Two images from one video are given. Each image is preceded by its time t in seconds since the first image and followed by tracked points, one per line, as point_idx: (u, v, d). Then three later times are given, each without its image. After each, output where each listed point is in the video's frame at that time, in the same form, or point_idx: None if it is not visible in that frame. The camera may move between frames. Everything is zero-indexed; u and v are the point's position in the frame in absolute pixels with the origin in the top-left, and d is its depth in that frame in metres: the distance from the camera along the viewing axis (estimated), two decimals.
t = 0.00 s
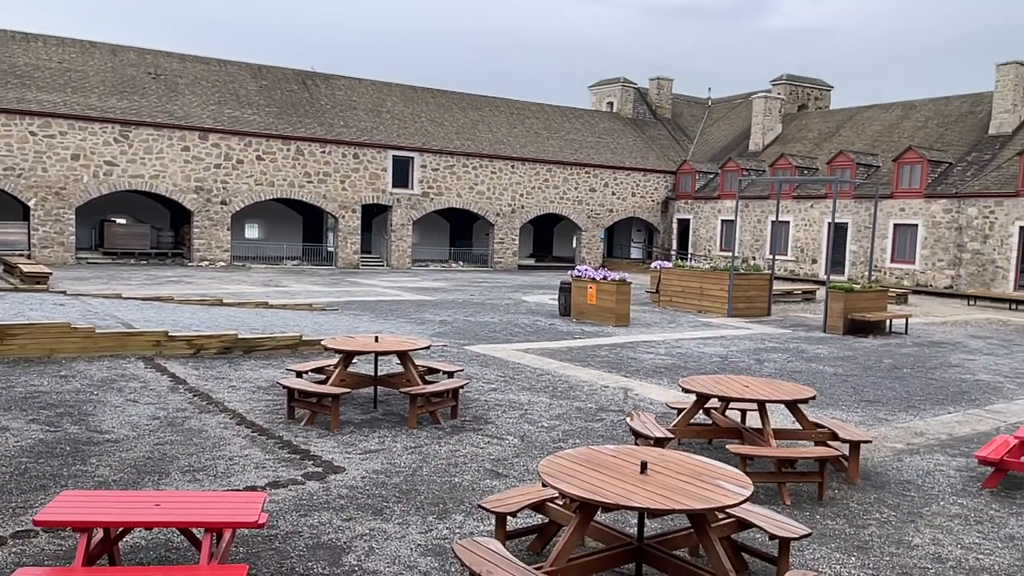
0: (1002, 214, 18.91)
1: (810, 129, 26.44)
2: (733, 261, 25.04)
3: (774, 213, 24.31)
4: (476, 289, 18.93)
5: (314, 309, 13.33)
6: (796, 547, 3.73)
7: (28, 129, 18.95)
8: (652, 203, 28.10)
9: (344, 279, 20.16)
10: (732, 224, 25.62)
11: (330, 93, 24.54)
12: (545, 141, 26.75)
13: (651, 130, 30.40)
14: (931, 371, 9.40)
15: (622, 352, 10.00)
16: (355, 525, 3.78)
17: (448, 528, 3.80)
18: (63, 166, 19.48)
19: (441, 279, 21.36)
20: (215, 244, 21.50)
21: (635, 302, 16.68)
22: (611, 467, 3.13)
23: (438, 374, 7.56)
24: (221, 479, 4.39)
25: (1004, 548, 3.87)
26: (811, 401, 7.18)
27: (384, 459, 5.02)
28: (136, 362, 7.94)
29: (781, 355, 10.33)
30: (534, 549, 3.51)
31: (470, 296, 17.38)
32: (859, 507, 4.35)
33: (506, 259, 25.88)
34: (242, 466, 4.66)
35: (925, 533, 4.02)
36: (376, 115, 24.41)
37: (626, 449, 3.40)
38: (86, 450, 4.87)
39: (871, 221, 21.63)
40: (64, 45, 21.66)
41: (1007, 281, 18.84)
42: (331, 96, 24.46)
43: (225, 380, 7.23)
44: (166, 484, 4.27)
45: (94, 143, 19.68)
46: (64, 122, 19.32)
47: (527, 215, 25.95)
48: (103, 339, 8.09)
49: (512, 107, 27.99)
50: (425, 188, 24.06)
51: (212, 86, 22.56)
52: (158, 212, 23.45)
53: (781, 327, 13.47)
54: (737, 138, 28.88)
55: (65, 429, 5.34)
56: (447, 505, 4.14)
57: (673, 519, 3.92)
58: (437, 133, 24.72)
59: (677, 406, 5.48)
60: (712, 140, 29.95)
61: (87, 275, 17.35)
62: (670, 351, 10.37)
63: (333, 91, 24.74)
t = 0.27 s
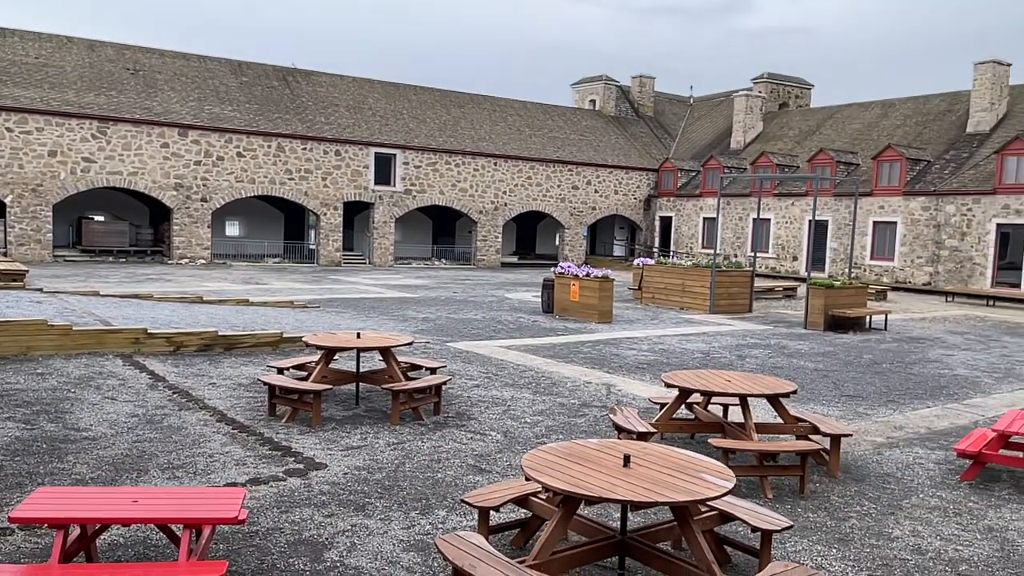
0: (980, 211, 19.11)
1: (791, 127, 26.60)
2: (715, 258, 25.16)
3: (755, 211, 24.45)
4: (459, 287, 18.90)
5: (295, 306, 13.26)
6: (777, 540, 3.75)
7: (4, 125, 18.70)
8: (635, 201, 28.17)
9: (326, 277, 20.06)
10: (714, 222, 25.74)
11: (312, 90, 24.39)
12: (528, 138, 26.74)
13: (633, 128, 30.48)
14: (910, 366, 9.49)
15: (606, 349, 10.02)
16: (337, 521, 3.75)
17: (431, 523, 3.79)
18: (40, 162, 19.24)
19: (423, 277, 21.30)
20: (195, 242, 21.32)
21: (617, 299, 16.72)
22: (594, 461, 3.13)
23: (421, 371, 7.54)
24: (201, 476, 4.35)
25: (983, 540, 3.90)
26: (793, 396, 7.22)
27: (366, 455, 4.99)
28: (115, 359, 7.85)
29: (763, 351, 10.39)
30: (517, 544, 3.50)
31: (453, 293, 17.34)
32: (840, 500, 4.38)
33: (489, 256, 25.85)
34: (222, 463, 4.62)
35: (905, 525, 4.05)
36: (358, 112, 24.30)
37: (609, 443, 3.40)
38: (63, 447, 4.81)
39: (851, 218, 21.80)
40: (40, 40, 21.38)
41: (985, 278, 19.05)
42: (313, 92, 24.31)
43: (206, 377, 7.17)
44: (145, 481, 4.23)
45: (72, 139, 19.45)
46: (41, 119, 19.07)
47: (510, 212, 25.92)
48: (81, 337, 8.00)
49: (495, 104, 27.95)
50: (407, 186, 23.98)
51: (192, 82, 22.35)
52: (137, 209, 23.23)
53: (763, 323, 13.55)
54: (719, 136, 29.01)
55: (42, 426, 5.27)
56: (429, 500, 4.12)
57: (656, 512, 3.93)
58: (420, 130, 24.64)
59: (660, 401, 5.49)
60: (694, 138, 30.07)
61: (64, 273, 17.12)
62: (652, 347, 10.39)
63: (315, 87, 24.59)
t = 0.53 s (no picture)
0: (965, 204, 19.23)
1: (779, 120, 26.67)
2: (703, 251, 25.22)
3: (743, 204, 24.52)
4: (447, 280, 18.88)
5: (282, 299, 13.20)
6: (765, 528, 3.77)
7: None
8: (623, 193, 28.18)
9: (314, 270, 20.00)
10: (702, 215, 25.80)
11: (299, 82, 24.25)
12: (516, 131, 26.69)
13: (621, 121, 30.48)
14: (896, 357, 9.55)
15: (594, 341, 10.03)
16: (325, 512, 3.74)
17: (419, 514, 3.78)
18: (24, 155, 19.05)
19: (412, 270, 21.25)
20: (182, 235, 21.20)
21: (606, 292, 16.74)
22: (582, 450, 3.13)
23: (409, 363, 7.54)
24: (187, 467, 4.33)
25: (968, 528, 3.94)
26: (781, 386, 7.26)
27: (354, 446, 4.98)
28: (100, 352, 7.79)
29: (750, 342, 10.43)
30: (506, 533, 3.50)
31: (441, 286, 17.31)
32: (827, 489, 4.40)
33: (477, 249, 25.83)
34: (209, 455, 4.59)
35: (891, 513, 4.07)
36: (346, 104, 24.19)
37: (597, 433, 3.40)
38: (48, 440, 4.77)
39: (838, 211, 21.89)
40: (23, 31, 21.15)
41: (970, 271, 19.18)
42: (300, 84, 24.17)
43: (192, 369, 7.13)
44: (130, 473, 4.20)
45: (56, 131, 19.26)
46: (24, 111, 18.88)
47: (499, 205, 25.89)
48: (66, 329, 7.93)
49: (483, 97, 27.88)
50: (395, 179, 23.91)
51: (177, 74, 22.18)
52: (123, 202, 23.07)
53: (751, 316, 13.60)
54: (707, 129, 29.06)
55: (26, 419, 5.23)
56: (418, 490, 4.12)
57: (643, 502, 3.93)
58: (408, 123, 24.56)
59: (648, 392, 5.50)
60: (682, 131, 30.11)
61: (49, 267, 16.99)
62: (641, 339, 10.41)
63: (302, 79, 24.45)
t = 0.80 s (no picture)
0: (952, 190, 19.34)
1: (768, 106, 26.69)
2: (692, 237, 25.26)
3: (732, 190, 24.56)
4: (436, 267, 18.85)
5: (270, 285, 13.14)
6: (753, 511, 3.79)
7: None
8: (613, 180, 28.16)
9: (302, 257, 19.92)
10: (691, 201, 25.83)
11: (286, 68, 24.05)
12: (505, 117, 26.59)
13: (610, 107, 30.42)
14: (882, 343, 9.61)
15: (583, 327, 10.05)
16: (314, 496, 3.74)
17: (408, 498, 3.79)
18: (7, 140, 18.84)
19: (401, 257, 21.21)
20: (169, 221, 21.07)
21: (595, 278, 16.75)
22: (570, 433, 3.14)
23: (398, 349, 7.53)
24: (175, 453, 4.32)
25: (953, 509, 3.98)
26: (768, 371, 7.30)
27: (344, 432, 4.98)
28: (86, 338, 7.74)
29: (739, 328, 10.47)
30: (495, 517, 3.51)
31: (430, 273, 17.28)
32: (813, 473, 4.44)
33: (467, 236, 25.79)
34: (197, 440, 4.58)
35: (877, 495, 4.11)
36: (334, 90, 24.03)
37: (586, 417, 3.41)
38: (34, 426, 4.74)
39: (826, 197, 21.97)
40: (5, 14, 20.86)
41: (956, 257, 19.31)
42: (287, 70, 23.97)
43: (180, 356, 7.09)
44: (118, 459, 4.18)
45: (40, 116, 19.05)
46: (8, 96, 18.65)
47: (488, 191, 25.82)
48: (51, 315, 7.87)
49: (472, 82, 27.74)
50: (384, 165, 23.81)
51: (163, 59, 21.95)
52: (109, 188, 22.89)
53: (739, 302, 13.66)
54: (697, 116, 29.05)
55: (12, 405, 5.20)
56: (407, 475, 4.13)
57: (632, 485, 3.96)
58: (396, 109, 24.43)
59: (637, 377, 5.52)
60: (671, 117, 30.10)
61: (34, 253, 16.85)
62: (630, 325, 10.43)
63: (289, 65, 24.25)
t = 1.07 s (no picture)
0: (941, 174, 19.40)
1: (758, 90, 26.66)
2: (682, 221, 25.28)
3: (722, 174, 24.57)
4: (426, 251, 18.81)
5: (259, 269, 13.08)
6: (741, 491, 3.82)
7: None
8: (603, 163, 28.12)
9: (291, 241, 19.83)
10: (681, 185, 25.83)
11: (274, 50, 23.83)
12: (495, 99, 26.47)
13: (601, 90, 30.32)
14: (870, 325, 9.67)
15: (573, 310, 10.06)
16: (304, 478, 3.74)
17: (398, 479, 3.80)
18: None
19: (391, 241, 21.15)
20: (157, 205, 20.94)
21: (585, 262, 16.76)
22: (559, 414, 3.15)
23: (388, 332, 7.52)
24: (164, 436, 4.31)
25: (938, 489, 4.02)
26: (757, 354, 7.33)
27: (334, 414, 4.98)
28: (74, 322, 7.70)
29: (728, 311, 10.50)
30: (485, 498, 3.53)
31: (420, 257, 17.24)
32: (801, 453, 4.47)
33: (457, 219, 25.74)
34: (186, 423, 4.58)
35: (864, 476, 4.15)
36: (322, 72, 23.85)
37: (575, 398, 3.42)
38: (22, 409, 4.73)
39: (816, 181, 22.01)
40: None
41: (944, 241, 19.41)
42: (274, 52, 23.76)
43: (169, 339, 7.07)
44: (106, 442, 4.18)
45: (25, 99, 18.84)
46: None
47: (478, 175, 25.74)
48: (39, 299, 7.83)
49: (461, 65, 27.58)
50: (373, 148, 23.69)
51: (149, 40, 21.71)
52: (95, 170, 22.71)
53: (729, 285, 13.69)
54: (687, 100, 29.00)
55: None
56: (397, 457, 4.13)
57: (621, 466, 3.97)
58: (385, 91, 24.27)
59: (626, 359, 5.54)
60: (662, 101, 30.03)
61: (21, 237, 16.72)
62: (620, 308, 10.45)
63: (276, 47, 24.02)
